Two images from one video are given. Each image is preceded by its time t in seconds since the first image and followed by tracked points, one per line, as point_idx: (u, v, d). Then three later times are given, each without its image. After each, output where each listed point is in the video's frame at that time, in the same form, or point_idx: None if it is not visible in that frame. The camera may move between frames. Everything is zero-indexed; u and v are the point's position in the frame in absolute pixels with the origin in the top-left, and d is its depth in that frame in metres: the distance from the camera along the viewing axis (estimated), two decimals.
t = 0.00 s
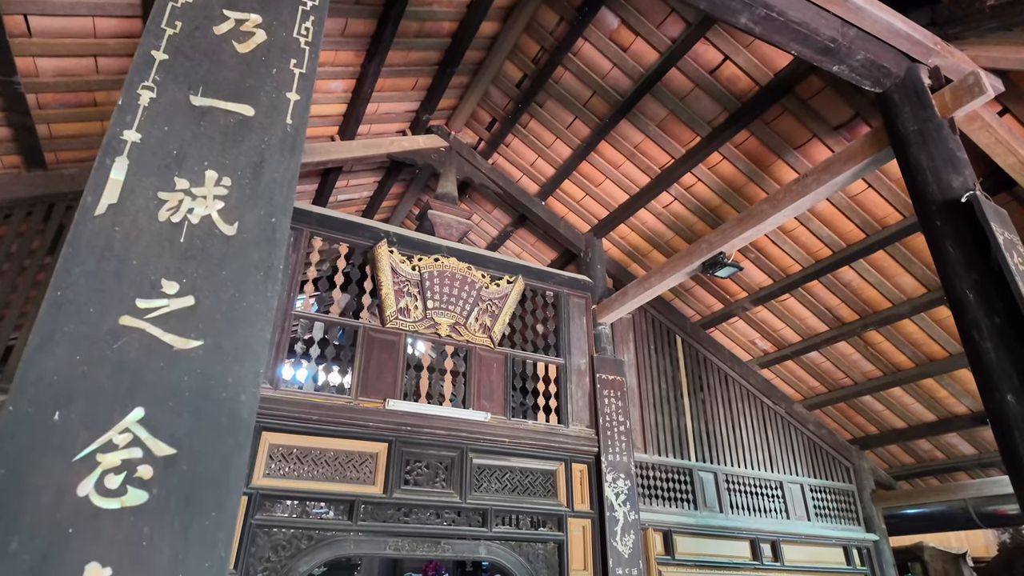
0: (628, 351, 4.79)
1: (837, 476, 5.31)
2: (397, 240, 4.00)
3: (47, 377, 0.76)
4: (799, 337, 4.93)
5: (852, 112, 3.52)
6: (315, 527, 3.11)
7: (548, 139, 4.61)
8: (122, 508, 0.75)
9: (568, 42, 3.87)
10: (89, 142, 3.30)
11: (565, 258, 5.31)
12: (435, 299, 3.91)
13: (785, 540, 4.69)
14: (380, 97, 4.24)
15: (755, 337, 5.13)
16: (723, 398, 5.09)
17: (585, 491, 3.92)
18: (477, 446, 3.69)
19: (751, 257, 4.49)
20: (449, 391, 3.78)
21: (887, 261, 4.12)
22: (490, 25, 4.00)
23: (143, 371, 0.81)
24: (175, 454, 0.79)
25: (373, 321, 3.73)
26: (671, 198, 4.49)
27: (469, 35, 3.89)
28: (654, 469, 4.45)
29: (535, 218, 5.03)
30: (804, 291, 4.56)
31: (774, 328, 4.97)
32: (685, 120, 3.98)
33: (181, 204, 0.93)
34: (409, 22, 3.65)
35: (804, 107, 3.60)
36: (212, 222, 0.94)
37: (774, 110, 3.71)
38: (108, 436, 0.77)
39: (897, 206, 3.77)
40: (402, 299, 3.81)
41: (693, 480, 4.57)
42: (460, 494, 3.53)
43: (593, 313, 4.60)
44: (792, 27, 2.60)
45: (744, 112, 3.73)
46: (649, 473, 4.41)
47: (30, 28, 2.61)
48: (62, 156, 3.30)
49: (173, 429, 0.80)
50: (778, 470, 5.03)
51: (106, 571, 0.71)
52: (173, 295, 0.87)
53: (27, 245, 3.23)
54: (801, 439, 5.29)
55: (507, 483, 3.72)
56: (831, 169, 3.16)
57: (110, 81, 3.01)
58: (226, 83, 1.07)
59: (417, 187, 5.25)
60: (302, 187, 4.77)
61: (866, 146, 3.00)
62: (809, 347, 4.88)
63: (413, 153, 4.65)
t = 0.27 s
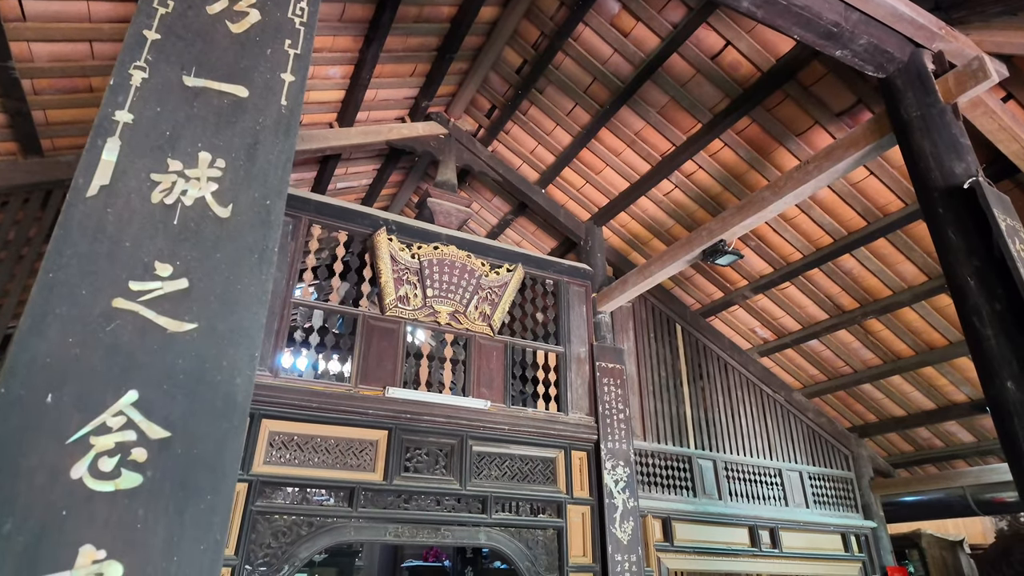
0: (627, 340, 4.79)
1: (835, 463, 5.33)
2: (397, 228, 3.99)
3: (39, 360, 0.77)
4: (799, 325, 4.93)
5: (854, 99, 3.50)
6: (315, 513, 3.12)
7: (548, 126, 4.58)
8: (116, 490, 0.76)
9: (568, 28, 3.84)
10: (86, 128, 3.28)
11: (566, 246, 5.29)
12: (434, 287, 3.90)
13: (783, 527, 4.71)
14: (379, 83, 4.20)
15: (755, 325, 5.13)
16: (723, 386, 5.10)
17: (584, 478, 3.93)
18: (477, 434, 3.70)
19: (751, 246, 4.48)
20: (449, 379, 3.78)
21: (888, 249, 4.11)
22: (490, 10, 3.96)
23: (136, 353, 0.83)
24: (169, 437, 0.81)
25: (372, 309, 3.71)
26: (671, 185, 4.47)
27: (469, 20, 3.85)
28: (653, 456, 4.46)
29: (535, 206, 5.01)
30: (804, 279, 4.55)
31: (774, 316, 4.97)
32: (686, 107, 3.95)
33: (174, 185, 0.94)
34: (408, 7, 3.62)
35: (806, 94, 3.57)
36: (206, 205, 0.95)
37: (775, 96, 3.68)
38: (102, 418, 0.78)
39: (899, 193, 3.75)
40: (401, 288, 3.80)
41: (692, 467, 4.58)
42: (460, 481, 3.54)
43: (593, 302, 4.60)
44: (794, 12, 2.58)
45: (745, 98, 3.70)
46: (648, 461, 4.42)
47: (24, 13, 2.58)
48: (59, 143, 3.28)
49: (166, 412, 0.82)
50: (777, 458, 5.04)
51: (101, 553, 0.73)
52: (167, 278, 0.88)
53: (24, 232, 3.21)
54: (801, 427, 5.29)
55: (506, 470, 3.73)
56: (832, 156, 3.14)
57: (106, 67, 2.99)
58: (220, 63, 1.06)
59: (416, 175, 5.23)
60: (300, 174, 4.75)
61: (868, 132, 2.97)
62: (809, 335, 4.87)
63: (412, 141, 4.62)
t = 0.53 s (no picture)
0: (627, 328, 4.79)
1: (834, 451, 5.34)
2: (396, 217, 3.98)
3: (34, 341, 0.77)
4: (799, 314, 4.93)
5: (856, 85, 3.47)
6: (316, 500, 3.13)
7: (548, 113, 4.56)
8: (113, 471, 0.77)
9: (568, 14, 3.81)
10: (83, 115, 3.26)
11: (566, 235, 5.28)
12: (434, 275, 3.90)
13: (782, 514, 4.73)
14: (378, 70, 4.17)
15: (755, 314, 5.13)
16: (722, 374, 5.10)
17: (583, 465, 3.95)
18: (477, 422, 3.71)
19: (752, 234, 4.47)
20: (449, 367, 3.78)
21: (889, 236, 4.10)
22: None
23: (132, 335, 0.83)
24: (165, 419, 0.81)
25: (372, 297, 3.72)
26: (672, 173, 4.45)
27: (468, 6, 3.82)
28: (652, 444, 4.47)
29: (535, 194, 4.99)
30: (805, 267, 4.55)
31: (773, 305, 4.97)
32: (688, 93, 3.92)
33: (169, 166, 0.93)
34: None
35: (808, 80, 3.54)
36: (202, 186, 0.95)
37: (777, 83, 3.65)
38: (99, 399, 0.78)
39: (900, 181, 3.73)
40: (401, 276, 3.79)
41: (691, 455, 4.59)
42: (460, 468, 3.55)
43: (593, 290, 4.59)
44: None
45: (747, 85, 3.68)
46: (647, 449, 4.43)
47: None
48: (56, 130, 3.26)
49: (163, 393, 0.82)
50: (775, 446, 5.05)
51: (99, 533, 0.73)
52: (162, 260, 0.88)
53: (22, 221, 3.19)
54: (800, 415, 5.31)
55: (506, 458, 3.74)
56: (834, 143, 3.12)
57: (102, 53, 2.96)
58: (215, 43, 1.06)
59: (416, 163, 5.21)
60: (299, 162, 4.73)
61: (870, 118, 2.95)
62: (809, 323, 4.87)
63: (411, 128, 4.59)
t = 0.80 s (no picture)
0: (628, 317, 4.78)
1: (834, 440, 5.36)
2: (396, 206, 3.96)
3: (34, 326, 0.78)
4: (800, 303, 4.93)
5: (859, 72, 3.45)
6: (317, 488, 3.15)
7: (549, 101, 4.53)
8: (116, 456, 0.78)
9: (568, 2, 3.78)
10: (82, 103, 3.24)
11: (566, 224, 5.27)
12: (435, 264, 3.89)
13: (781, 502, 4.75)
14: (378, 58, 4.15)
15: (756, 303, 5.13)
16: (723, 364, 5.11)
17: (584, 453, 3.96)
18: (478, 410, 3.72)
19: (753, 223, 4.45)
20: (450, 356, 3.79)
21: (890, 225, 4.09)
22: None
23: (133, 320, 0.83)
24: (167, 403, 0.82)
25: (372, 287, 3.71)
26: (674, 162, 4.43)
27: None
28: (653, 433, 4.48)
29: (536, 183, 4.97)
30: (806, 257, 4.54)
31: (774, 294, 4.97)
32: (689, 81, 3.89)
33: (169, 151, 0.94)
34: None
35: (811, 67, 3.52)
36: (201, 171, 0.95)
37: (780, 71, 3.63)
38: (100, 384, 0.79)
39: (903, 169, 3.72)
40: (402, 265, 3.79)
41: (691, 444, 4.60)
42: (461, 456, 3.57)
43: (594, 280, 4.59)
44: None
45: (749, 72, 3.65)
46: (647, 437, 4.44)
47: None
48: (54, 118, 3.24)
49: (164, 378, 0.83)
50: (775, 435, 5.07)
51: (101, 518, 0.74)
52: (162, 245, 0.88)
53: (21, 210, 3.18)
54: (799, 404, 5.32)
55: (507, 446, 3.75)
56: (836, 131, 3.10)
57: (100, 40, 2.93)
58: (213, 27, 1.06)
59: (416, 152, 5.19)
60: (299, 151, 4.71)
61: (873, 105, 2.93)
62: (810, 313, 4.87)
63: (411, 117, 4.57)
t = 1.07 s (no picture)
0: (630, 307, 4.77)
1: (834, 429, 5.37)
2: (398, 194, 3.94)
3: (39, 307, 0.85)
4: (802, 292, 4.92)
5: (864, 60, 3.42)
6: (320, 476, 3.16)
7: (551, 89, 4.50)
8: (123, 437, 0.85)
9: None
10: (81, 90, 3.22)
11: (568, 213, 5.26)
12: (437, 254, 3.88)
13: (782, 491, 4.76)
14: (378, 45, 4.12)
15: (758, 292, 5.12)
16: (725, 353, 5.10)
17: (585, 442, 3.96)
18: (480, 399, 3.72)
19: (756, 212, 4.44)
20: (452, 345, 3.78)
21: (894, 214, 4.07)
22: None
23: (138, 302, 0.91)
24: (173, 384, 0.90)
25: (374, 276, 3.71)
26: (677, 150, 4.40)
27: None
28: (654, 422, 4.48)
29: (538, 171, 4.94)
30: (808, 246, 4.53)
31: (776, 283, 4.97)
32: (693, 68, 3.86)
33: (172, 132, 1.02)
34: None
35: (816, 54, 3.49)
36: (206, 151, 1.04)
37: (784, 58, 3.60)
38: (107, 365, 0.86)
39: (907, 158, 3.69)
40: (403, 254, 3.78)
41: (692, 433, 4.61)
42: (463, 444, 3.57)
43: (596, 269, 4.58)
44: None
45: (753, 60, 3.62)
46: (649, 426, 4.44)
47: None
48: (54, 105, 3.22)
49: (170, 358, 0.91)
50: (776, 424, 5.07)
51: (109, 499, 0.82)
52: (167, 227, 0.96)
53: (22, 198, 3.16)
54: (801, 393, 5.33)
55: (509, 435, 3.76)
56: (841, 119, 3.08)
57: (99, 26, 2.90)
58: (218, 9, 1.15)
59: (417, 141, 5.16)
60: (299, 139, 4.69)
61: (878, 93, 2.91)
62: (812, 302, 4.87)
63: (412, 105, 4.53)
